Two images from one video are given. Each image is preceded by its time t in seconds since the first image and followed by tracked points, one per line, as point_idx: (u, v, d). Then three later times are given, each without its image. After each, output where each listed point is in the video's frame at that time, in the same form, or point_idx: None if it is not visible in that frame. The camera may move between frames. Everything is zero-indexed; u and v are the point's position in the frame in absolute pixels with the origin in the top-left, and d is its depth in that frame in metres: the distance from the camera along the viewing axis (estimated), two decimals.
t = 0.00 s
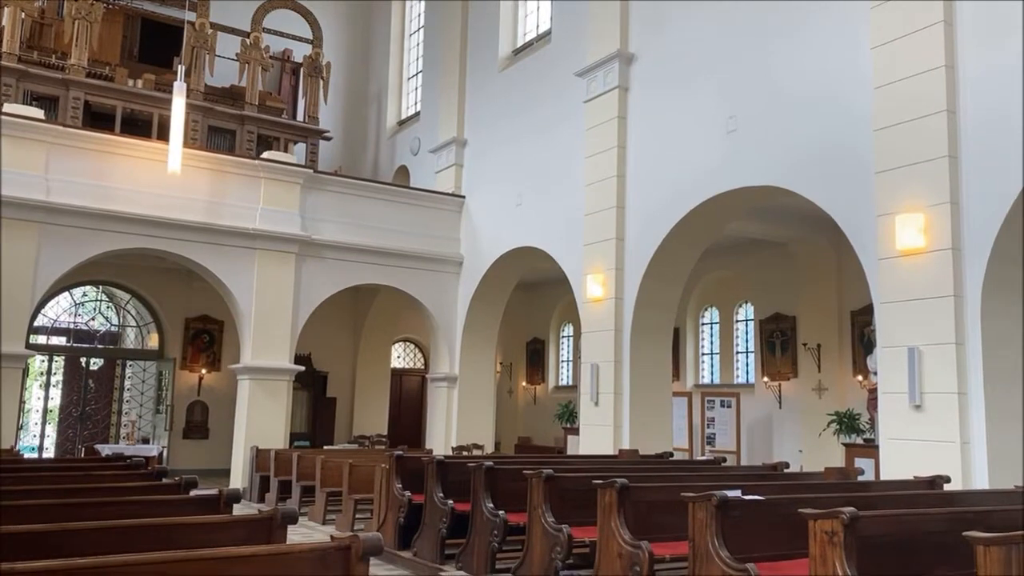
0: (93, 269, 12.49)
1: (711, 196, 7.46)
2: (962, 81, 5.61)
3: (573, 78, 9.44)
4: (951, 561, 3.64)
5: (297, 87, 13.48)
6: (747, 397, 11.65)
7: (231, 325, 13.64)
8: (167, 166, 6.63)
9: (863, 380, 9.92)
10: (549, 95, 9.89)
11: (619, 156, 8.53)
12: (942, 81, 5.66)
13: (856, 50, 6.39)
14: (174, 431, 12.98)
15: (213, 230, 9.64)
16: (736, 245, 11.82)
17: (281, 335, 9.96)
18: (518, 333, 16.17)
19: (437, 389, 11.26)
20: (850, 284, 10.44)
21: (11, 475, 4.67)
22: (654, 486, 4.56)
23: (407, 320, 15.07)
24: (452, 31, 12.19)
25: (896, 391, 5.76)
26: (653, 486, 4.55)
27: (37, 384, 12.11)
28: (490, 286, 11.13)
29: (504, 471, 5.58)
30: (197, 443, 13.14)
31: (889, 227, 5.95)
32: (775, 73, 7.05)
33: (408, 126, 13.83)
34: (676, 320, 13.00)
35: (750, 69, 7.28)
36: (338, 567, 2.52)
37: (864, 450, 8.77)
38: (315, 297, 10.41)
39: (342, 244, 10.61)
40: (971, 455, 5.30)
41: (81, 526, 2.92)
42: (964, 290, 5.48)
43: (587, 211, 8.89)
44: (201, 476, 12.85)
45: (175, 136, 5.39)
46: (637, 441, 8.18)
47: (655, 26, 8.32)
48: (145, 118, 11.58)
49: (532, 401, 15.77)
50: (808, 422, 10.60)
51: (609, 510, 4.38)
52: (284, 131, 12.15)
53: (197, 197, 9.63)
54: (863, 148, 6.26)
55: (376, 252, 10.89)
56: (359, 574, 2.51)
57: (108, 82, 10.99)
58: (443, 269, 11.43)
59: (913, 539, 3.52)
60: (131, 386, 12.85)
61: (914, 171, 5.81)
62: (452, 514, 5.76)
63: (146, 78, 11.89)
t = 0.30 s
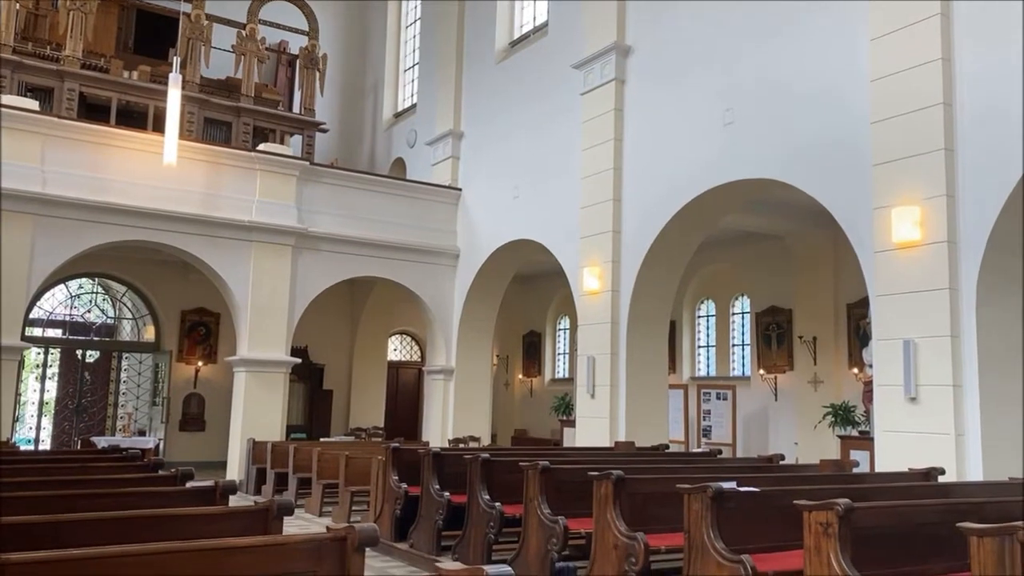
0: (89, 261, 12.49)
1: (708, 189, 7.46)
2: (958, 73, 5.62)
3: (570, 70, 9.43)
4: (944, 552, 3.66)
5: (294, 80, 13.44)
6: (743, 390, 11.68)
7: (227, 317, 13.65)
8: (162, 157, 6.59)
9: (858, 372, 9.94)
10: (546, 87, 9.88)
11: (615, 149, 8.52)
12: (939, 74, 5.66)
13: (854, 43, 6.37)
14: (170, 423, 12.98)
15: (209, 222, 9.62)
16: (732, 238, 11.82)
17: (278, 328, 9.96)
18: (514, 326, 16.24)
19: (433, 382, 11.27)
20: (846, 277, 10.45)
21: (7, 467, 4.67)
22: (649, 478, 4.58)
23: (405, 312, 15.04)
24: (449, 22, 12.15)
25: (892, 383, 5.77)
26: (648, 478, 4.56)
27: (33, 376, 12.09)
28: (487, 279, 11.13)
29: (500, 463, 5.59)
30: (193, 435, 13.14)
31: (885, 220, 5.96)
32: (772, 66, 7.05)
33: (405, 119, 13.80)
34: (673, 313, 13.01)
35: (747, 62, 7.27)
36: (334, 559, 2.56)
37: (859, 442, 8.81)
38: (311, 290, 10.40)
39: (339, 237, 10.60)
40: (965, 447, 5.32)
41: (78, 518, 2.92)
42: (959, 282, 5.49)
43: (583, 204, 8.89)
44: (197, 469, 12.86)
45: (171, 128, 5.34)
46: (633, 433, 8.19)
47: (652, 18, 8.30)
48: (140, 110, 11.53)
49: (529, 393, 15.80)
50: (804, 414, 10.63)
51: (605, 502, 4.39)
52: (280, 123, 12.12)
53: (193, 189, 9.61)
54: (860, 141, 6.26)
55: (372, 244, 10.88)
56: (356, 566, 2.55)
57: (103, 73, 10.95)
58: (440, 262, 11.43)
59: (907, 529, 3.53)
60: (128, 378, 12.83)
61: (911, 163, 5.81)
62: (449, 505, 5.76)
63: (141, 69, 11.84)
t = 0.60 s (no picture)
0: (86, 254, 12.47)
1: (705, 182, 7.45)
2: (956, 67, 5.62)
3: (567, 63, 9.42)
4: (940, 545, 3.68)
5: (290, 74, 13.39)
6: (739, 384, 11.70)
7: (224, 311, 13.64)
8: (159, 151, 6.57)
9: (855, 366, 9.96)
10: (543, 81, 9.86)
11: (613, 143, 8.51)
12: (937, 68, 5.66)
13: (852, 37, 6.36)
14: (167, 417, 12.99)
15: (206, 216, 9.60)
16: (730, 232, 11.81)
17: (275, 321, 9.96)
18: (512, 320, 16.26)
19: (430, 376, 11.27)
20: (843, 271, 10.46)
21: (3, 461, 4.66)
22: (646, 471, 4.58)
23: (402, 307, 15.01)
24: (446, 15, 12.12)
25: (888, 377, 5.78)
26: (644, 471, 4.57)
27: (30, 370, 12.08)
28: (484, 273, 11.12)
29: (497, 456, 5.60)
30: (190, 429, 13.15)
31: (882, 214, 5.96)
32: (769, 60, 7.04)
33: (402, 112, 13.78)
34: (670, 307, 13.02)
35: (745, 56, 7.26)
36: (330, 552, 2.59)
37: (855, 436, 8.83)
38: (308, 284, 10.40)
39: (336, 231, 10.58)
40: (961, 440, 5.34)
41: (75, 510, 2.92)
42: (956, 276, 5.50)
43: (581, 198, 8.88)
44: (194, 463, 12.86)
45: (167, 122, 5.31)
46: (630, 427, 8.20)
47: (650, 11, 8.28)
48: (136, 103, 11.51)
49: (526, 387, 15.82)
50: (800, 408, 10.65)
51: (602, 495, 4.39)
52: (276, 117, 12.11)
53: (190, 182, 9.59)
54: (857, 135, 6.25)
55: (369, 238, 10.88)
56: (352, 559, 2.57)
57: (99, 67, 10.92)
58: (437, 256, 11.42)
59: (903, 521, 3.54)
60: (124, 372, 12.77)
61: (908, 158, 5.81)
62: (446, 499, 5.76)
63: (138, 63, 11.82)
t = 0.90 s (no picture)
0: (81, 247, 12.43)
1: (702, 175, 7.45)
2: (952, 60, 5.62)
3: (563, 55, 9.41)
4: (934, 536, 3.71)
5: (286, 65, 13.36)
6: (735, 376, 11.72)
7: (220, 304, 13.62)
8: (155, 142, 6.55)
9: (850, 359, 9.98)
10: (540, 73, 9.85)
11: (609, 135, 8.51)
12: (933, 61, 5.66)
13: (848, 29, 6.36)
14: (163, 409, 12.97)
15: (202, 208, 9.59)
16: (726, 225, 11.82)
17: (271, 314, 9.95)
18: (508, 312, 16.27)
19: (426, 368, 11.28)
20: (839, 264, 10.48)
21: None
22: (641, 463, 4.60)
23: (397, 300, 15.04)
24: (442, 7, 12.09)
25: (883, 369, 5.80)
26: (639, 463, 4.58)
27: (25, 362, 12.06)
28: (481, 266, 11.12)
29: (493, 449, 5.61)
30: (186, 421, 13.15)
31: (878, 207, 5.97)
32: (765, 53, 7.03)
33: (398, 105, 13.76)
34: (666, 300, 13.03)
35: (741, 48, 7.25)
36: (326, 543, 2.59)
37: (850, 428, 8.85)
38: (304, 276, 10.40)
39: (332, 223, 10.57)
40: (955, 432, 5.37)
41: (70, 502, 2.92)
42: (951, 269, 5.51)
43: (577, 190, 8.88)
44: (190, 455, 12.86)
45: (162, 113, 5.28)
46: (626, 419, 8.21)
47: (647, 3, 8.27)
48: (131, 95, 11.47)
49: (522, 379, 15.84)
50: (796, 400, 10.67)
51: (597, 487, 4.41)
52: (273, 108, 12.06)
53: (185, 174, 9.57)
54: (854, 128, 6.25)
55: (366, 231, 10.87)
56: (347, 549, 2.56)
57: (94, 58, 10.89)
58: (433, 248, 11.41)
59: (897, 512, 3.56)
60: (120, 364, 12.74)
61: (903, 150, 5.82)
62: (442, 491, 5.78)
63: (133, 54, 11.77)
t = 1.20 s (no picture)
0: (77, 239, 12.41)
1: (698, 169, 7.45)
2: (948, 54, 5.63)
3: (560, 49, 9.39)
4: (929, 528, 3.72)
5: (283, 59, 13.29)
6: (731, 370, 11.74)
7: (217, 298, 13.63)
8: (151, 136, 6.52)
9: (846, 353, 10.01)
10: (537, 65, 9.83)
11: (606, 129, 8.50)
12: (929, 55, 5.67)
13: (844, 24, 6.36)
14: (160, 403, 12.94)
15: (198, 201, 9.57)
16: (723, 218, 11.83)
17: (267, 307, 9.95)
18: (505, 306, 16.27)
19: (423, 362, 11.28)
20: (835, 258, 10.50)
21: None
22: (637, 456, 4.61)
23: (393, 296, 15.01)
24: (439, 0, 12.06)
25: (878, 363, 5.81)
26: (636, 457, 4.59)
27: (21, 356, 12.04)
28: (478, 260, 11.11)
29: (489, 443, 5.62)
30: (183, 415, 13.13)
31: (874, 201, 5.97)
32: (762, 47, 7.02)
33: (395, 98, 13.72)
34: (662, 294, 13.03)
35: (737, 43, 7.24)
36: (322, 537, 2.59)
37: (846, 421, 8.88)
38: (301, 270, 10.39)
39: (329, 217, 10.56)
40: (950, 425, 5.39)
41: (66, 495, 2.92)
42: (946, 263, 5.52)
43: (574, 184, 8.87)
44: (187, 449, 12.85)
45: (159, 107, 5.25)
46: (622, 412, 8.22)
47: None
48: (127, 88, 11.43)
49: (519, 373, 15.84)
50: (792, 394, 10.70)
51: (593, 480, 4.41)
52: (269, 102, 12.04)
53: (181, 168, 9.54)
54: (850, 122, 6.25)
55: (362, 225, 10.85)
56: (343, 542, 2.56)
57: (90, 51, 10.85)
58: (430, 242, 11.41)
59: (892, 506, 3.57)
60: (116, 359, 12.77)
61: (899, 145, 5.82)
62: (438, 485, 5.79)
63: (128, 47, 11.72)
